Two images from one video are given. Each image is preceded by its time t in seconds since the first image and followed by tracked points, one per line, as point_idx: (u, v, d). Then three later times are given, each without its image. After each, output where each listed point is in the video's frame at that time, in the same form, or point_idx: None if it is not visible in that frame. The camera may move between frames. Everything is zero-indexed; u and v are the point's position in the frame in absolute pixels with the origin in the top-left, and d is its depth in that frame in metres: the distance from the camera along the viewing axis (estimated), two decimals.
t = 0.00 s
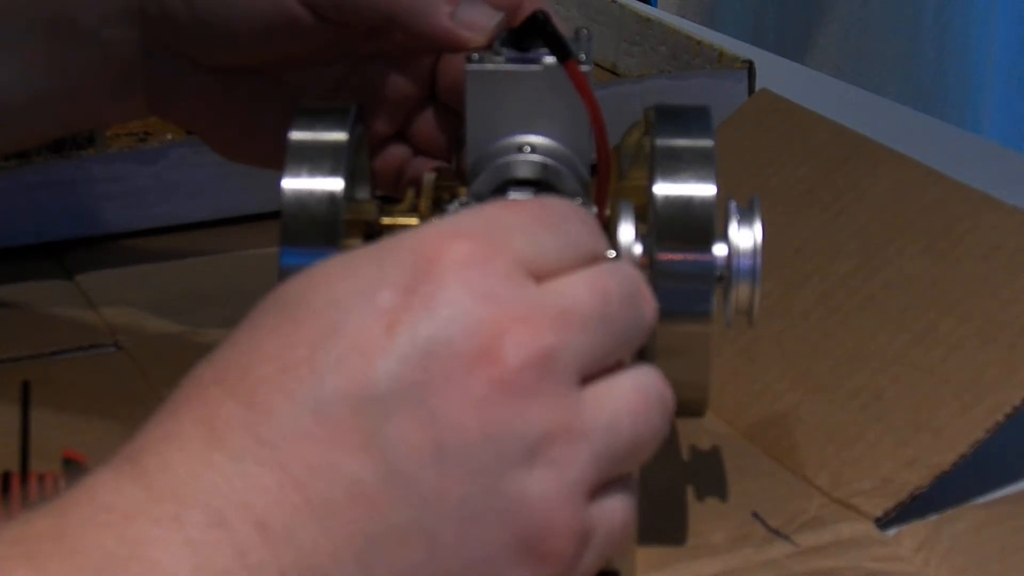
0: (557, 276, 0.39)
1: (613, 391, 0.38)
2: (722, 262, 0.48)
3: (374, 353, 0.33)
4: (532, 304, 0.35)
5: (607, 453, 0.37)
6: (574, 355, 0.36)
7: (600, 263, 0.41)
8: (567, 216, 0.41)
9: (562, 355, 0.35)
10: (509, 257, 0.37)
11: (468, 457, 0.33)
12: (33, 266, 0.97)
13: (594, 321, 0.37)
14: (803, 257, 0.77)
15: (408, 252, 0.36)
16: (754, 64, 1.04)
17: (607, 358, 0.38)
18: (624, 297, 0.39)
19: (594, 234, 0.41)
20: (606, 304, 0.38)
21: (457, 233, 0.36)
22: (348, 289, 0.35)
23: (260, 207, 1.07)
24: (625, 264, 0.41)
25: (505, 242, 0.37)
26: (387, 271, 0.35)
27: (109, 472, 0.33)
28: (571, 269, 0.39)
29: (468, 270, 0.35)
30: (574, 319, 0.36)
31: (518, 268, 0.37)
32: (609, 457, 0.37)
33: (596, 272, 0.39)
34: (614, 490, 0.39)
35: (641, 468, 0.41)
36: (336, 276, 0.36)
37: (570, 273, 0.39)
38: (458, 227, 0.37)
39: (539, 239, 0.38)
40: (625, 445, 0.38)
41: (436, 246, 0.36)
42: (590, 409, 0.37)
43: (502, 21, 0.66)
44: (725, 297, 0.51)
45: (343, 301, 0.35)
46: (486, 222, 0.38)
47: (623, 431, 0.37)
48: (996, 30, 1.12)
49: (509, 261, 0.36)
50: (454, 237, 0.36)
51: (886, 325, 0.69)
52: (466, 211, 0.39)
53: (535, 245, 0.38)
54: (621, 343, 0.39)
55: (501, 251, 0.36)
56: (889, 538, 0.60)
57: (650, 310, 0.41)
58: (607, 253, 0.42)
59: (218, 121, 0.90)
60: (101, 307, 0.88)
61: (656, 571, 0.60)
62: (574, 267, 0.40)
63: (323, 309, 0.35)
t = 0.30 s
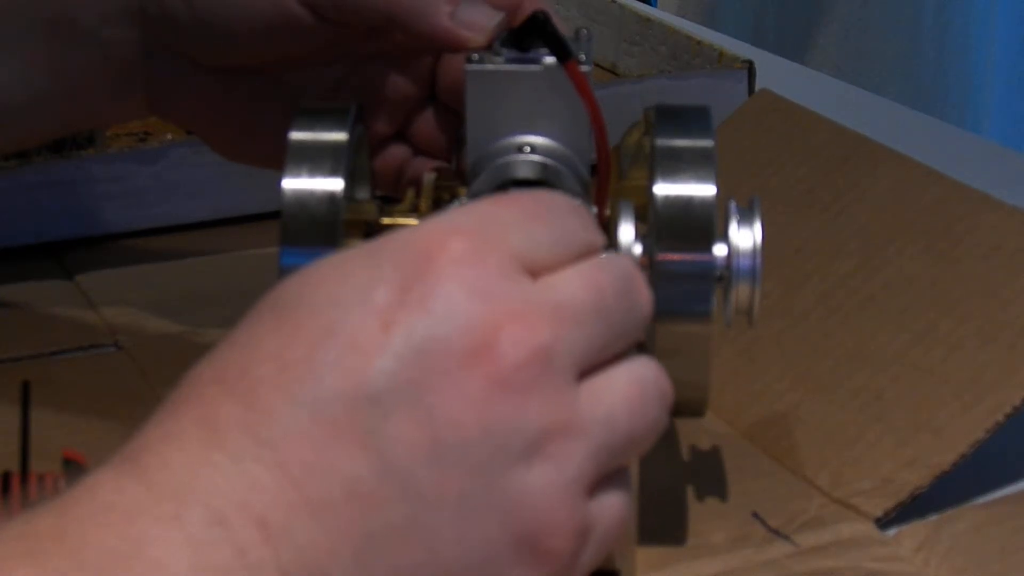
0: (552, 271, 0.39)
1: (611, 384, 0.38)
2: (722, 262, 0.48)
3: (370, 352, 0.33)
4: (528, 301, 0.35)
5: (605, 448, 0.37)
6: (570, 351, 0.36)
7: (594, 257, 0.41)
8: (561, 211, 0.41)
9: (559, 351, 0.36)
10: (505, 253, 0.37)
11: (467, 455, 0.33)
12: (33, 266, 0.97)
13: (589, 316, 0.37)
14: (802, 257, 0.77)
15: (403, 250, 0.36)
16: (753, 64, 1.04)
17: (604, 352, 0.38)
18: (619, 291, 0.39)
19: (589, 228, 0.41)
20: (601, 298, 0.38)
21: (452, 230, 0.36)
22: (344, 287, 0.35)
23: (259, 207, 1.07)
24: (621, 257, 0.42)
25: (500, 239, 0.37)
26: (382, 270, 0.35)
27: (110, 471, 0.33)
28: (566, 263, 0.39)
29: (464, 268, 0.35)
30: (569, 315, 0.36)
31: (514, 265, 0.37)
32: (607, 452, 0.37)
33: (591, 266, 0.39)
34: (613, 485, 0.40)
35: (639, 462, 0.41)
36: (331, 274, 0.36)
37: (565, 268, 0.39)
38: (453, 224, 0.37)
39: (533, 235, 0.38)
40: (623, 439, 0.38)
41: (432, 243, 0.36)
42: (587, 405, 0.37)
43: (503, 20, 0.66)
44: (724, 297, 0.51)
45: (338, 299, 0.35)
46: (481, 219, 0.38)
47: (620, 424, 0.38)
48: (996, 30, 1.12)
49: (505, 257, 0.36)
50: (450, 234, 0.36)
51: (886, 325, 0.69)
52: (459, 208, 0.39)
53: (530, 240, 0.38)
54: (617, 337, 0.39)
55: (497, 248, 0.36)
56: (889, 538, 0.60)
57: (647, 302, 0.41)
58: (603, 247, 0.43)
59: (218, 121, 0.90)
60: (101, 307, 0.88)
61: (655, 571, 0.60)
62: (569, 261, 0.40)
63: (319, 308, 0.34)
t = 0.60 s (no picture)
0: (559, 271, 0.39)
1: (618, 385, 0.38)
2: (722, 263, 0.48)
3: (377, 346, 0.33)
4: (534, 297, 0.35)
5: (610, 447, 0.37)
6: (576, 349, 0.36)
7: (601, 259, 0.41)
8: (567, 215, 0.41)
9: (565, 348, 0.35)
10: (513, 250, 0.36)
11: (473, 448, 0.33)
12: (33, 265, 0.97)
13: (595, 316, 0.37)
14: (803, 257, 0.77)
15: (411, 246, 0.36)
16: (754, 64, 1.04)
17: (611, 352, 0.38)
18: (624, 293, 0.39)
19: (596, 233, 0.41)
20: (608, 299, 0.38)
21: (460, 227, 0.36)
22: (352, 284, 0.35)
23: (260, 207, 1.07)
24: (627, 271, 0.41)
25: (509, 236, 0.37)
26: (390, 266, 0.35)
27: (119, 470, 0.33)
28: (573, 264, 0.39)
29: (471, 263, 0.35)
30: (576, 313, 0.36)
31: (522, 262, 0.36)
32: (612, 451, 0.37)
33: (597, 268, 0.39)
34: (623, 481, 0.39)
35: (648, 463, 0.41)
36: (339, 270, 0.36)
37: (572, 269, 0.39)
38: (461, 221, 0.37)
39: (541, 234, 0.38)
40: (628, 439, 0.37)
41: (440, 239, 0.36)
42: (595, 402, 0.36)
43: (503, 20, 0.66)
44: (725, 297, 0.50)
45: (345, 295, 0.35)
46: (489, 217, 0.37)
47: (627, 424, 0.37)
48: (996, 30, 1.12)
49: (512, 254, 0.36)
50: (457, 231, 0.36)
51: (886, 325, 0.68)
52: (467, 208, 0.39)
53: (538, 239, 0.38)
54: (623, 338, 0.39)
55: (504, 245, 0.36)
56: (889, 538, 0.60)
57: (651, 317, 0.41)
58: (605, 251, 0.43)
59: (219, 121, 0.90)
60: (100, 307, 0.88)
61: (656, 571, 0.60)
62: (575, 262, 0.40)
63: (326, 304, 0.35)
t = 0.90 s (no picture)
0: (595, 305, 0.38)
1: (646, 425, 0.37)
2: (722, 262, 0.48)
3: (428, 341, 0.33)
4: (580, 317, 0.35)
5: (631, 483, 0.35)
6: (612, 375, 0.35)
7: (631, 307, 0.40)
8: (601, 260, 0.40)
9: (604, 371, 0.35)
10: (559, 274, 0.36)
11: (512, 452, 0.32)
12: (33, 265, 0.97)
13: (631, 352, 0.36)
14: (803, 257, 0.77)
15: (464, 251, 0.35)
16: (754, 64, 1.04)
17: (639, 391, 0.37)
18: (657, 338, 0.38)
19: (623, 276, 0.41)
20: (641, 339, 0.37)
21: (512, 241, 0.36)
22: (404, 281, 0.35)
23: (260, 207, 1.07)
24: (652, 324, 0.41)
25: (555, 260, 0.37)
26: (444, 267, 0.35)
27: (151, 450, 0.33)
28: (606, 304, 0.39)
29: (523, 276, 0.34)
30: (616, 341, 0.36)
31: (565, 286, 0.36)
32: (631, 484, 0.35)
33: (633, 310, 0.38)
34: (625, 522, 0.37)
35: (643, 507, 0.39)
36: (391, 267, 0.35)
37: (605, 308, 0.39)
38: (511, 237, 0.37)
39: (581, 267, 0.38)
40: (642, 475, 0.36)
41: (492, 247, 0.35)
42: (626, 430, 0.35)
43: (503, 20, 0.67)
44: (724, 297, 0.50)
45: (394, 293, 0.34)
46: (535, 238, 0.37)
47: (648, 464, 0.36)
48: (996, 30, 1.11)
49: (558, 276, 0.36)
50: (509, 242, 0.36)
51: (886, 326, 0.68)
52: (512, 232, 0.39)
53: (579, 268, 0.38)
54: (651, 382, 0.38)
55: (551, 266, 0.36)
56: (889, 538, 0.60)
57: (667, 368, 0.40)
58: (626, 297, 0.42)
59: (219, 120, 0.90)
60: (100, 307, 0.87)
61: (654, 571, 0.60)
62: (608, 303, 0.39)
63: (374, 299, 0.34)
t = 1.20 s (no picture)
0: (556, 279, 0.38)
1: (616, 391, 0.38)
2: (722, 262, 0.48)
3: (365, 358, 0.33)
4: (525, 308, 0.35)
5: (604, 457, 0.37)
6: (570, 357, 0.36)
7: (605, 265, 0.41)
8: (572, 217, 0.40)
9: (557, 357, 0.35)
10: (506, 262, 0.36)
11: (461, 459, 0.33)
12: (33, 265, 0.97)
13: (593, 325, 0.37)
14: (803, 256, 0.77)
15: (401, 259, 0.36)
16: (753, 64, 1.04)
17: (609, 360, 0.38)
18: (626, 298, 0.38)
19: (603, 238, 0.41)
20: (607, 308, 0.38)
21: (451, 240, 0.36)
22: (341, 294, 0.35)
23: (260, 207, 1.08)
24: (636, 268, 0.41)
25: (502, 246, 0.37)
26: (381, 277, 0.35)
27: (109, 481, 0.33)
28: (574, 272, 0.39)
29: (461, 276, 0.35)
30: (571, 321, 0.36)
31: (514, 272, 0.37)
32: (606, 459, 0.37)
33: (597, 275, 0.38)
34: (617, 488, 0.39)
35: (645, 462, 0.40)
36: (331, 281, 0.36)
37: (574, 276, 0.39)
38: (452, 233, 0.37)
39: (538, 241, 0.38)
40: (625, 446, 0.37)
41: (430, 252, 0.36)
42: (588, 411, 0.36)
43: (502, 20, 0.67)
44: (724, 297, 0.51)
45: (332, 307, 0.35)
46: (484, 226, 0.38)
47: (624, 431, 0.37)
48: (996, 29, 1.11)
49: (504, 265, 0.36)
50: (449, 243, 0.36)
51: (886, 326, 0.68)
52: (467, 215, 0.39)
53: (535, 248, 0.38)
54: (623, 344, 0.38)
55: (497, 257, 0.36)
56: (890, 538, 0.61)
57: (655, 310, 0.40)
58: (616, 255, 0.42)
59: (219, 121, 0.89)
60: (100, 307, 0.88)
61: (655, 571, 0.60)
62: (576, 269, 0.39)
63: (313, 316, 0.35)
